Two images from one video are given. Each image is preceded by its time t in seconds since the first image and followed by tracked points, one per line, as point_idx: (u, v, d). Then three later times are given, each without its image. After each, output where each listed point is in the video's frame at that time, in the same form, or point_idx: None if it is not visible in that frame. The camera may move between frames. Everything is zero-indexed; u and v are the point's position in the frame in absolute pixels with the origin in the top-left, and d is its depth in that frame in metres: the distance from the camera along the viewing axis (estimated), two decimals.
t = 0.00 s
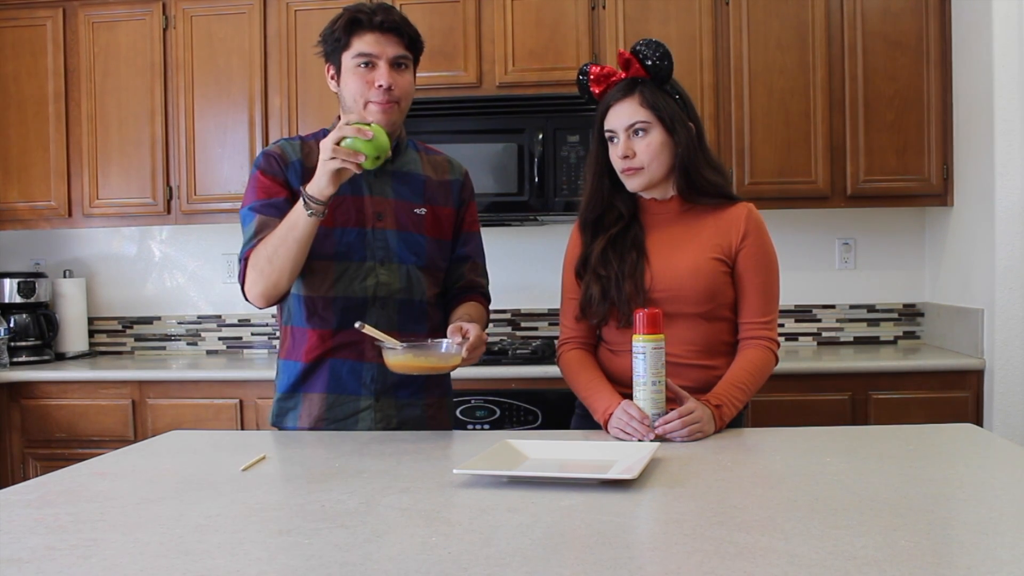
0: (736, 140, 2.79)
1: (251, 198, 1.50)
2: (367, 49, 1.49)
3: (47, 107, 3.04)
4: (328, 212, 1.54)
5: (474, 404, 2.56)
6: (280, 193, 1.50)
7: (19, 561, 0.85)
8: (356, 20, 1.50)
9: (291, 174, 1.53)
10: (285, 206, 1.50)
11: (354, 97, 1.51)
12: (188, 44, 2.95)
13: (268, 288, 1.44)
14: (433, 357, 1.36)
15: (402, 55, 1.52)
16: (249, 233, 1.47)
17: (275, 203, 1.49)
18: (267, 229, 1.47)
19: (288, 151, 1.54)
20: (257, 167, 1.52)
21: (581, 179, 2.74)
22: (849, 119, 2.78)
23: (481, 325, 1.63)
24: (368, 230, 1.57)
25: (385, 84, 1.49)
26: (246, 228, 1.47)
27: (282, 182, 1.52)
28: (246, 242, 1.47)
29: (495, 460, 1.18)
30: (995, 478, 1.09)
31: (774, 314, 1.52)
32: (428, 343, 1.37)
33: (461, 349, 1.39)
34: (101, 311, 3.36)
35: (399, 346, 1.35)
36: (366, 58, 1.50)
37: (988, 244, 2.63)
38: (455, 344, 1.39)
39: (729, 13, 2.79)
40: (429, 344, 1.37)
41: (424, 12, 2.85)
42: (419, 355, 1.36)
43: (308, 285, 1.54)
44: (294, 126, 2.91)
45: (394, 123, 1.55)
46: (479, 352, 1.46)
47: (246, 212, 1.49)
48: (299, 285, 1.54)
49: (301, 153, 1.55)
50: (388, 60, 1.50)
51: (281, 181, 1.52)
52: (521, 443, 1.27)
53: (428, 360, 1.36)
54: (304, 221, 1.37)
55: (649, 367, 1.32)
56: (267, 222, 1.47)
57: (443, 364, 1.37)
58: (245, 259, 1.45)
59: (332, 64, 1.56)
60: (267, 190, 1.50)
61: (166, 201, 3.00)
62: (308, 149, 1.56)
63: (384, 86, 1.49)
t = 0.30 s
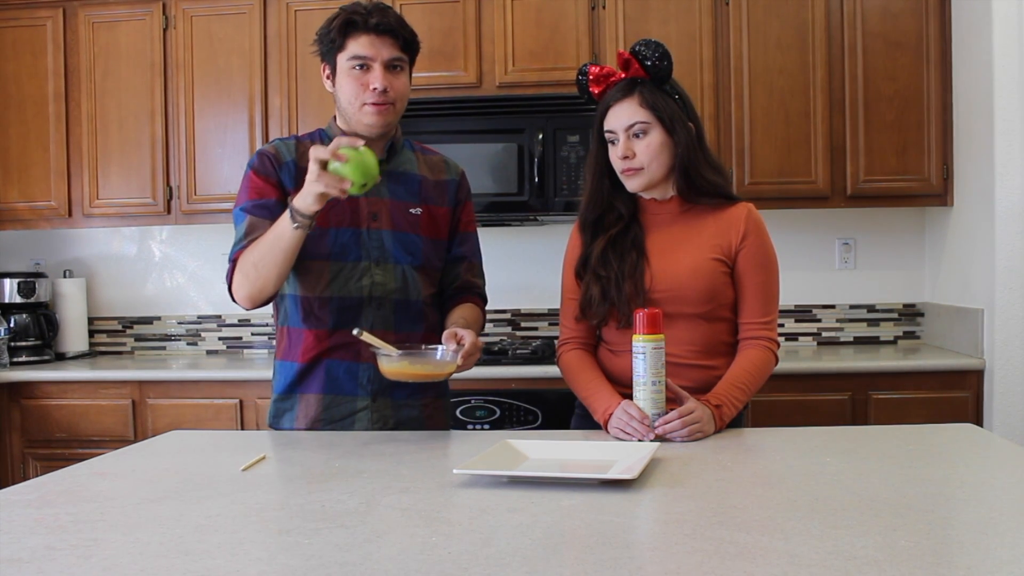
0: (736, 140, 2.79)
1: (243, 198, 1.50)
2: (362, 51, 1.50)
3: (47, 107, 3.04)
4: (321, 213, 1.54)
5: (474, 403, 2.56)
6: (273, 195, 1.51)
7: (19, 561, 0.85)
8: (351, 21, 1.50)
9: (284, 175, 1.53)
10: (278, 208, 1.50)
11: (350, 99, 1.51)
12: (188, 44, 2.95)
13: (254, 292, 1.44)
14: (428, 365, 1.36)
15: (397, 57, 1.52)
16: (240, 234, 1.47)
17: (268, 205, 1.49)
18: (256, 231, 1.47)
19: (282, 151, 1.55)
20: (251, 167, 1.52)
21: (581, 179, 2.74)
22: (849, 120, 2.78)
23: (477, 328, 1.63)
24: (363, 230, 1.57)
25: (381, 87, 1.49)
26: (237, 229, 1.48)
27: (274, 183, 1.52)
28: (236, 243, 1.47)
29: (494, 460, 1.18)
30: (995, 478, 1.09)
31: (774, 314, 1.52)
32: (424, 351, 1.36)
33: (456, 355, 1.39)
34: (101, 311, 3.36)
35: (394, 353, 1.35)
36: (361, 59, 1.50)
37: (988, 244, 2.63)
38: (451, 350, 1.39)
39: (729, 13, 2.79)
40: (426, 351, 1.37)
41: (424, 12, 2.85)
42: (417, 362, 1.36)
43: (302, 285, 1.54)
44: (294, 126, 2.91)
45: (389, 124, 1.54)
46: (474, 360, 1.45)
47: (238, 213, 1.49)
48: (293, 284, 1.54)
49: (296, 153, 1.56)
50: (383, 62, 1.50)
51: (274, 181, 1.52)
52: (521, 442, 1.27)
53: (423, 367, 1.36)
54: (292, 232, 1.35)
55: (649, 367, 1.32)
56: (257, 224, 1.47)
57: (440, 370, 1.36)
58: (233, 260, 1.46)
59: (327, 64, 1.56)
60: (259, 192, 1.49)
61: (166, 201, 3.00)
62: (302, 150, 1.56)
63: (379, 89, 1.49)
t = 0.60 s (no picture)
0: (736, 140, 2.79)
1: (229, 200, 1.48)
2: (357, 54, 1.49)
3: (47, 107, 3.04)
4: (311, 212, 1.55)
5: (474, 403, 2.56)
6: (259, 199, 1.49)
7: (19, 561, 0.85)
8: (348, 22, 1.49)
9: (273, 175, 1.53)
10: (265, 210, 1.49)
11: (342, 99, 1.52)
12: (188, 45, 2.95)
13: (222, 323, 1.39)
14: (420, 385, 1.34)
15: (391, 61, 1.52)
16: (221, 242, 1.43)
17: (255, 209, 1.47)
18: (237, 239, 1.43)
19: (270, 150, 1.54)
20: (238, 167, 1.51)
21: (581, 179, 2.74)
22: (849, 120, 2.78)
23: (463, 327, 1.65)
24: (353, 229, 1.57)
25: (374, 91, 1.50)
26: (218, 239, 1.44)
27: (262, 184, 1.51)
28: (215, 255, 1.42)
29: (494, 460, 1.18)
30: (995, 479, 1.09)
31: (774, 314, 1.52)
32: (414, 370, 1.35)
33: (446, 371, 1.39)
34: (101, 311, 3.37)
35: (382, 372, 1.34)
36: (356, 62, 1.50)
37: (988, 245, 2.63)
38: (439, 366, 1.39)
39: (729, 13, 2.79)
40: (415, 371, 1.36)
41: (424, 13, 2.85)
42: (405, 381, 1.34)
43: (292, 286, 1.54)
44: (294, 126, 2.91)
45: (379, 128, 1.55)
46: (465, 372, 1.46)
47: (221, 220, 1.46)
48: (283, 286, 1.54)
49: (284, 152, 1.55)
50: (378, 66, 1.50)
51: (261, 182, 1.51)
52: (520, 442, 1.27)
53: (414, 388, 1.34)
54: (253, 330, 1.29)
55: (649, 367, 1.32)
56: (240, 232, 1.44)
57: (429, 389, 1.36)
58: (209, 276, 1.39)
59: (321, 63, 1.56)
60: (245, 194, 1.48)
61: (166, 200, 3.00)
62: (290, 148, 1.56)
63: (372, 93, 1.51)
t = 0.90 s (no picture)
0: (736, 140, 2.79)
1: (209, 203, 1.46)
2: (331, 50, 1.47)
3: (47, 107, 3.04)
4: (291, 211, 1.54)
5: (474, 404, 2.56)
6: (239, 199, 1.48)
7: (19, 561, 0.85)
8: (321, 19, 1.47)
9: (252, 175, 1.51)
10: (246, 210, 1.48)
11: (316, 97, 1.51)
12: (188, 45, 2.95)
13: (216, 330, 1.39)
14: (411, 398, 1.33)
15: (366, 57, 1.50)
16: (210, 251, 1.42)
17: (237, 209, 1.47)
18: (227, 248, 1.42)
19: (247, 150, 1.52)
20: (216, 169, 1.48)
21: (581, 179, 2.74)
22: (848, 120, 2.78)
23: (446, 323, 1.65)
24: (333, 226, 1.57)
25: (349, 89, 1.49)
26: (207, 245, 1.42)
27: (241, 185, 1.49)
28: (207, 264, 1.40)
29: (495, 460, 1.18)
30: (995, 478, 1.09)
31: (774, 314, 1.52)
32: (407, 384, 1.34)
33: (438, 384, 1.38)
34: (101, 311, 3.37)
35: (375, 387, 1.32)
36: (330, 58, 1.48)
37: (988, 245, 2.63)
38: (430, 378, 1.37)
39: (729, 14, 2.79)
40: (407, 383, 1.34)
41: (424, 13, 2.85)
42: (397, 394, 1.33)
43: (274, 286, 1.54)
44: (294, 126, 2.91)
45: (355, 124, 1.55)
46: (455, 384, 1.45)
47: (204, 222, 1.45)
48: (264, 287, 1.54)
49: (260, 150, 1.53)
50: (352, 62, 1.49)
51: (241, 183, 1.49)
52: (520, 442, 1.27)
53: (406, 400, 1.33)
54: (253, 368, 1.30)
55: (649, 367, 1.32)
56: (227, 240, 1.43)
57: (420, 401, 1.34)
58: (204, 286, 1.38)
59: (293, 58, 1.53)
60: (226, 198, 1.46)
61: (166, 200, 3.00)
62: (265, 146, 1.54)
63: (347, 90, 1.49)
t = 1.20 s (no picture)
0: (736, 140, 2.79)
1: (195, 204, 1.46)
2: (322, 50, 1.48)
3: (47, 107, 3.04)
4: (275, 211, 1.54)
5: (474, 404, 2.56)
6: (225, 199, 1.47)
7: (19, 561, 0.85)
8: (311, 18, 1.47)
9: (235, 176, 1.51)
10: (232, 210, 1.48)
11: (304, 95, 1.51)
12: (188, 45, 2.95)
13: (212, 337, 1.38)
14: (403, 402, 1.34)
15: (355, 57, 1.52)
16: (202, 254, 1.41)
17: (223, 208, 1.46)
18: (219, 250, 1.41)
19: (229, 150, 1.52)
20: (199, 170, 1.48)
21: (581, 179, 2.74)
22: (848, 120, 2.78)
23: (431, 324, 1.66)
24: (318, 225, 1.57)
25: (339, 88, 1.49)
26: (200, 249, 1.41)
27: (226, 185, 1.49)
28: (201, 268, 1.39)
29: (494, 460, 1.18)
30: (995, 479, 1.09)
31: (774, 314, 1.52)
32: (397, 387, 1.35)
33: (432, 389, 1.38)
34: (101, 311, 3.36)
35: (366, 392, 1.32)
36: (319, 58, 1.48)
37: (988, 245, 2.63)
38: (421, 383, 1.37)
39: (729, 14, 2.79)
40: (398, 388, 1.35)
41: (424, 13, 2.85)
42: (390, 399, 1.33)
43: (260, 288, 1.53)
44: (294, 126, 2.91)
45: (342, 123, 1.55)
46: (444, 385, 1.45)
47: (191, 224, 1.44)
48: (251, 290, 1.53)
49: (242, 150, 1.53)
50: (342, 61, 1.49)
51: (225, 183, 1.49)
52: (520, 442, 1.27)
53: (398, 405, 1.33)
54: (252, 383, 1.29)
55: (650, 367, 1.32)
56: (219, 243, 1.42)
57: (413, 405, 1.35)
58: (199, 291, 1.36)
59: (278, 56, 1.53)
60: (212, 198, 1.46)
61: (166, 200, 3.00)
62: (246, 146, 1.54)
63: (337, 90, 1.49)
